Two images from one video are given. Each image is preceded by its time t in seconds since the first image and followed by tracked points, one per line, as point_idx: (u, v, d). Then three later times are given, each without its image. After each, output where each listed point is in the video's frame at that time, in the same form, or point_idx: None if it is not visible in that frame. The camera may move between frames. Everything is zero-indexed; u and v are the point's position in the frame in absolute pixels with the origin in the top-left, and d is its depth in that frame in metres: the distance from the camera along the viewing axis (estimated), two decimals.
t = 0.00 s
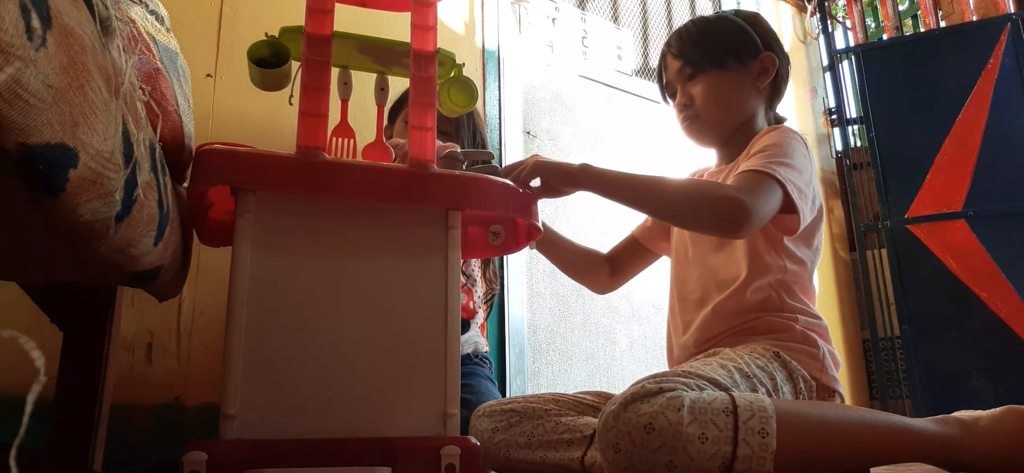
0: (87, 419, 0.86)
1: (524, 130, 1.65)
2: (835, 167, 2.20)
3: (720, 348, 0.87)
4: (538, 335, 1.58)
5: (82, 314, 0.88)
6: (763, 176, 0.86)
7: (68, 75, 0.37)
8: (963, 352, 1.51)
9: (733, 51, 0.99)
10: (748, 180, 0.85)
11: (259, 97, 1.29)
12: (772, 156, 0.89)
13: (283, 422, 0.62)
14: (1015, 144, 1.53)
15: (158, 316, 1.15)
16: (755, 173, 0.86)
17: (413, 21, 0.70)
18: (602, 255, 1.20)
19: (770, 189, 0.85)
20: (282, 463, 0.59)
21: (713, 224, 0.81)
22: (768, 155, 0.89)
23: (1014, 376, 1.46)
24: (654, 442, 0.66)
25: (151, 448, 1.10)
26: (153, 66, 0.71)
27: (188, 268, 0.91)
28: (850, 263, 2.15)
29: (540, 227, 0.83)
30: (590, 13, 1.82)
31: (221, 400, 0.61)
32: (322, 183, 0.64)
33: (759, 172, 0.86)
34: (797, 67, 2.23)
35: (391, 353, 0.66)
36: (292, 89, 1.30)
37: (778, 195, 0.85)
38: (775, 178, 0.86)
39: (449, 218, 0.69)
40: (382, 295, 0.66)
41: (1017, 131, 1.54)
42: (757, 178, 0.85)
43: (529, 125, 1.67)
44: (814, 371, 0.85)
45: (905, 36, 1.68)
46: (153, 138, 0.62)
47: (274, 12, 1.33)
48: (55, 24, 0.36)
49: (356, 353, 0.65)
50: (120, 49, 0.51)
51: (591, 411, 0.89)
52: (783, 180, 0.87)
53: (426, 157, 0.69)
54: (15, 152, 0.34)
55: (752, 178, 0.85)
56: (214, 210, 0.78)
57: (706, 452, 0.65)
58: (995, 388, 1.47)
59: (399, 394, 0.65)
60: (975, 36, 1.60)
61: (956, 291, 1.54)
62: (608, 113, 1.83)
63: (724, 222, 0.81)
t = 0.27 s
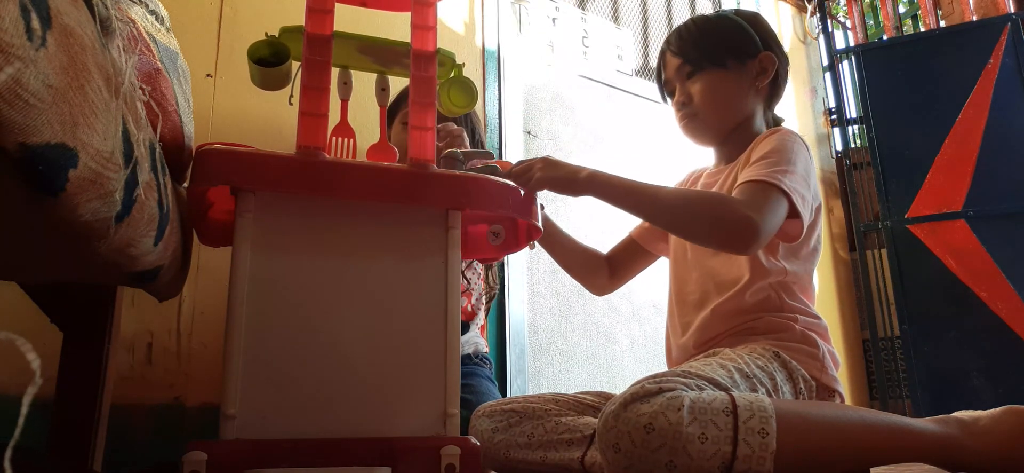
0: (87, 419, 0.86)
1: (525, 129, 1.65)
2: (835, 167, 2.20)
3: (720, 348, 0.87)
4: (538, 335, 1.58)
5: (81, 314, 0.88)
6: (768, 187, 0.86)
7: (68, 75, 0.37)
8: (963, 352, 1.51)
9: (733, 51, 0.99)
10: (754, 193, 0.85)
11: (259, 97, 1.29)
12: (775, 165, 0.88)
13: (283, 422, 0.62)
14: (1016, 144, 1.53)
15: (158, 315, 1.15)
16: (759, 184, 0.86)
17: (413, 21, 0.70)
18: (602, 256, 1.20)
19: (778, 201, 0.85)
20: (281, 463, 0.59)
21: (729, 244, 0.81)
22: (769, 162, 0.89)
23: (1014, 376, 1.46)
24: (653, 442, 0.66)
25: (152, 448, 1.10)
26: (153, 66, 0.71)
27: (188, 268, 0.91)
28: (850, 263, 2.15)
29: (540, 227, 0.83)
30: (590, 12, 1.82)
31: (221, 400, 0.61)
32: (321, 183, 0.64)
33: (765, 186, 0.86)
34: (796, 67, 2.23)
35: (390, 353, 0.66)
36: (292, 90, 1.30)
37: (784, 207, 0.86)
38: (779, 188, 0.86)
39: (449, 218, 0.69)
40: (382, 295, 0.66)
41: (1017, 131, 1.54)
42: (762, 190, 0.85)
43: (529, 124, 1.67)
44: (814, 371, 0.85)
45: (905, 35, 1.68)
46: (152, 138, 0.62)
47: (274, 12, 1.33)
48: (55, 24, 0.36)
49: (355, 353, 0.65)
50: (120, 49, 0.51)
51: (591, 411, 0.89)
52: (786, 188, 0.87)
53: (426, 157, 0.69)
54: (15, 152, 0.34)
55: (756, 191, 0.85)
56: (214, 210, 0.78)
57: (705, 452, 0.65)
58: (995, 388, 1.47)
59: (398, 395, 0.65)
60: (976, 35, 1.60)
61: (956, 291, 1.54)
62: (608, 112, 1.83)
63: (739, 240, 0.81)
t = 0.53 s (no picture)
0: (87, 419, 0.86)
1: (525, 129, 1.65)
2: (835, 167, 2.20)
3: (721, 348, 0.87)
4: (538, 335, 1.58)
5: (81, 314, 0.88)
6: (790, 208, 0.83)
7: (68, 75, 0.37)
8: (963, 352, 1.51)
9: (732, 50, 0.98)
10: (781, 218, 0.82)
11: (259, 97, 1.29)
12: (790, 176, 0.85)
13: (283, 421, 0.62)
14: (1016, 144, 1.53)
15: (158, 315, 1.15)
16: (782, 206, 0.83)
17: (413, 21, 0.70)
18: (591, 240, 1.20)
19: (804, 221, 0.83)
20: (282, 463, 0.59)
21: (775, 279, 0.79)
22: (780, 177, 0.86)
23: (1014, 376, 1.46)
24: (653, 442, 0.66)
25: (152, 448, 1.10)
26: (153, 66, 0.71)
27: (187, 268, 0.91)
28: (850, 263, 2.15)
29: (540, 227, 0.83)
30: (590, 12, 1.82)
31: (221, 400, 0.61)
32: (322, 183, 0.64)
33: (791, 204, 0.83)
34: (797, 67, 2.24)
35: (391, 353, 0.66)
36: (292, 90, 1.30)
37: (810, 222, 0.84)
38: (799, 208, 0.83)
39: (449, 218, 0.69)
40: (382, 295, 0.66)
41: (1017, 131, 1.54)
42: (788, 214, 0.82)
43: (529, 124, 1.67)
44: (814, 371, 0.85)
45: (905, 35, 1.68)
46: (152, 138, 0.62)
47: (274, 12, 1.33)
48: (56, 24, 0.36)
49: (355, 353, 0.65)
50: (120, 49, 0.51)
51: (591, 412, 0.89)
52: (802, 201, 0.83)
53: (426, 157, 0.69)
54: (16, 152, 0.34)
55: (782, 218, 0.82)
56: (213, 210, 0.78)
57: (705, 452, 0.65)
58: (995, 388, 1.47)
59: (398, 395, 0.65)
60: (976, 36, 1.60)
61: (956, 291, 1.54)
62: (608, 112, 1.83)
63: (779, 270, 0.79)
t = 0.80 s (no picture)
0: (87, 419, 0.86)
1: (525, 129, 1.65)
2: (835, 167, 2.20)
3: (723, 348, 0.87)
4: (538, 336, 1.58)
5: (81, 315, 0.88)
6: (820, 243, 0.80)
7: (68, 75, 0.37)
8: (963, 352, 1.51)
9: (733, 48, 0.98)
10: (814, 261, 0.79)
11: (259, 97, 1.29)
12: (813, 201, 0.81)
13: (284, 421, 0.62)
14: (1016, 144, 1.53)
15: (158, 316, 1.15)
16: (811, 241, 0.80)
17: (413, 21, 0.70)
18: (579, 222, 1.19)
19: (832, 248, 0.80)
20: (282, 463, 0.59)
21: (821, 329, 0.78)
22: (806, 198, 0.82)
23: (1014, 376, 1.46)
24: (653, 442, 0.66)
25: (152, 448, 1.10)
26: (153, 66, 0.71)
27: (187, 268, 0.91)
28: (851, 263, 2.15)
29: (540, 228, 0.83)
30: (590, 13, 1.82)
31: (221, 400, 0.61)
32: (322, 183, 0.64)
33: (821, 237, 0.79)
34: (797, 67, 2.24)
35: (391, 353, 0.66)
36: (292, 90, 1.30)
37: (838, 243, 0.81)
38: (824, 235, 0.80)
39: (449, 218, 0.69)
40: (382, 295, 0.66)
41: (1017, 131, 1.54)
42: (819, 252, 0.79)
43: (529, 124, 1.67)
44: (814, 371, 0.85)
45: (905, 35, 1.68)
46: (152, 138, 0.62)
47: (274, 12, 1.33)
48: (56, 24, 0.36)
49: (355, 353, 0.65)
50: (119, 49, 0.51)
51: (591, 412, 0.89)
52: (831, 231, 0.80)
53: (426, 157, 0.69)
54: (15, 152, 0.34)
55: (815, 262, 0.79)
56: (214, 210, 0.78)
57: (705, 452, 0.65)
58: (996, 388, 1.47)
59: (398, 394, 0.65)
60: (976, 36, 1.60)
61: (956, 292, 1.54)
62: (608, 112, 1.83)
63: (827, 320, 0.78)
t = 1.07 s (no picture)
0: (87, 419, 0.86)
1: (525, 129, 1.65)
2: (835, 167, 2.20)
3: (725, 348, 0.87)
4: (538, 336, 1.58)
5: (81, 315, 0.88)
6: (822, 245, 0.81)
7: (68, 75, 0.37)
8: (963, 352, 1.51)
9: (732, 42, 0.98)
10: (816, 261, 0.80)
11: (259, 98, 1.29)
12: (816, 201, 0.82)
13: (284, 421, 0.62)
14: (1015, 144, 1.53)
15: (158, 316, 1.15)
16: (816, 242, 0.81)
17: (413, 21, 0.70)
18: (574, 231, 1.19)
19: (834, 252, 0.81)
20: (282, 463, 0.59)
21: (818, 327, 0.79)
22: (815, 198, 0.82)
23: (1014, 376, 1.46)
24: (654, 443, 0.66)
25: (152, 448, 1.10)
26: (153, 66, 0.71)
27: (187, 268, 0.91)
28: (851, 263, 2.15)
29: (540, 228, 0.83)
30: (590, 13, 1.82)
31: (221, 400, 0.61)
32: (322, 183, 0.64)
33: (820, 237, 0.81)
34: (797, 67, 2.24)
35: (391, 353, 0.66)
36: (292, 90, 1.30)
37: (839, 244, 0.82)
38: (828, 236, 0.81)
39: (449, 218, 0.69)
40: (382, 295, 0.66)
41: (1017, 131, 1.54)
42: (822, 253, 0.81)
43: (529, 124, 1.67)
44: (814, 372, 0.86)
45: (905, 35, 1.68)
46: (152, 138, 0.61)
47: (274, 12, 1.33)
48: (56, 24, 0.36)
49: (355, 353, 0.65)
50: (120, 49, 0.51)
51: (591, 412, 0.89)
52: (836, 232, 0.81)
53: (426, 157, 0.69)
54: (15, 152, 0.34)
55: (816, 262, 0.80)
56: (213, 209, 0.78)
57: (706, 454, 0.64)
58: (996, 388, 1.47)
59: (398, 394, 0.65)
60: (976, 35, 1.60)
61: (956, 292, 1.54)
62: (608, 112, 1.83)
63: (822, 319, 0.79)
